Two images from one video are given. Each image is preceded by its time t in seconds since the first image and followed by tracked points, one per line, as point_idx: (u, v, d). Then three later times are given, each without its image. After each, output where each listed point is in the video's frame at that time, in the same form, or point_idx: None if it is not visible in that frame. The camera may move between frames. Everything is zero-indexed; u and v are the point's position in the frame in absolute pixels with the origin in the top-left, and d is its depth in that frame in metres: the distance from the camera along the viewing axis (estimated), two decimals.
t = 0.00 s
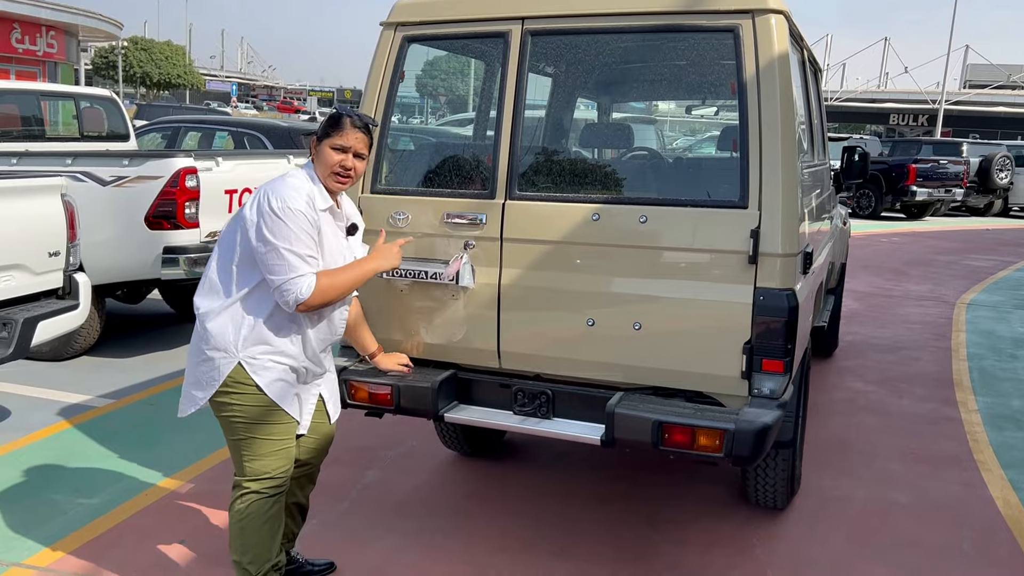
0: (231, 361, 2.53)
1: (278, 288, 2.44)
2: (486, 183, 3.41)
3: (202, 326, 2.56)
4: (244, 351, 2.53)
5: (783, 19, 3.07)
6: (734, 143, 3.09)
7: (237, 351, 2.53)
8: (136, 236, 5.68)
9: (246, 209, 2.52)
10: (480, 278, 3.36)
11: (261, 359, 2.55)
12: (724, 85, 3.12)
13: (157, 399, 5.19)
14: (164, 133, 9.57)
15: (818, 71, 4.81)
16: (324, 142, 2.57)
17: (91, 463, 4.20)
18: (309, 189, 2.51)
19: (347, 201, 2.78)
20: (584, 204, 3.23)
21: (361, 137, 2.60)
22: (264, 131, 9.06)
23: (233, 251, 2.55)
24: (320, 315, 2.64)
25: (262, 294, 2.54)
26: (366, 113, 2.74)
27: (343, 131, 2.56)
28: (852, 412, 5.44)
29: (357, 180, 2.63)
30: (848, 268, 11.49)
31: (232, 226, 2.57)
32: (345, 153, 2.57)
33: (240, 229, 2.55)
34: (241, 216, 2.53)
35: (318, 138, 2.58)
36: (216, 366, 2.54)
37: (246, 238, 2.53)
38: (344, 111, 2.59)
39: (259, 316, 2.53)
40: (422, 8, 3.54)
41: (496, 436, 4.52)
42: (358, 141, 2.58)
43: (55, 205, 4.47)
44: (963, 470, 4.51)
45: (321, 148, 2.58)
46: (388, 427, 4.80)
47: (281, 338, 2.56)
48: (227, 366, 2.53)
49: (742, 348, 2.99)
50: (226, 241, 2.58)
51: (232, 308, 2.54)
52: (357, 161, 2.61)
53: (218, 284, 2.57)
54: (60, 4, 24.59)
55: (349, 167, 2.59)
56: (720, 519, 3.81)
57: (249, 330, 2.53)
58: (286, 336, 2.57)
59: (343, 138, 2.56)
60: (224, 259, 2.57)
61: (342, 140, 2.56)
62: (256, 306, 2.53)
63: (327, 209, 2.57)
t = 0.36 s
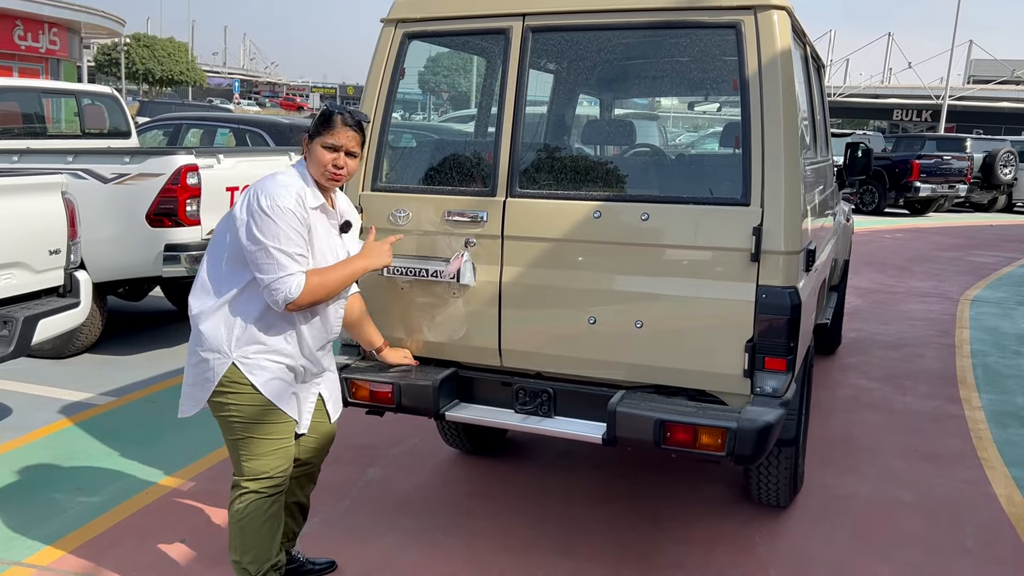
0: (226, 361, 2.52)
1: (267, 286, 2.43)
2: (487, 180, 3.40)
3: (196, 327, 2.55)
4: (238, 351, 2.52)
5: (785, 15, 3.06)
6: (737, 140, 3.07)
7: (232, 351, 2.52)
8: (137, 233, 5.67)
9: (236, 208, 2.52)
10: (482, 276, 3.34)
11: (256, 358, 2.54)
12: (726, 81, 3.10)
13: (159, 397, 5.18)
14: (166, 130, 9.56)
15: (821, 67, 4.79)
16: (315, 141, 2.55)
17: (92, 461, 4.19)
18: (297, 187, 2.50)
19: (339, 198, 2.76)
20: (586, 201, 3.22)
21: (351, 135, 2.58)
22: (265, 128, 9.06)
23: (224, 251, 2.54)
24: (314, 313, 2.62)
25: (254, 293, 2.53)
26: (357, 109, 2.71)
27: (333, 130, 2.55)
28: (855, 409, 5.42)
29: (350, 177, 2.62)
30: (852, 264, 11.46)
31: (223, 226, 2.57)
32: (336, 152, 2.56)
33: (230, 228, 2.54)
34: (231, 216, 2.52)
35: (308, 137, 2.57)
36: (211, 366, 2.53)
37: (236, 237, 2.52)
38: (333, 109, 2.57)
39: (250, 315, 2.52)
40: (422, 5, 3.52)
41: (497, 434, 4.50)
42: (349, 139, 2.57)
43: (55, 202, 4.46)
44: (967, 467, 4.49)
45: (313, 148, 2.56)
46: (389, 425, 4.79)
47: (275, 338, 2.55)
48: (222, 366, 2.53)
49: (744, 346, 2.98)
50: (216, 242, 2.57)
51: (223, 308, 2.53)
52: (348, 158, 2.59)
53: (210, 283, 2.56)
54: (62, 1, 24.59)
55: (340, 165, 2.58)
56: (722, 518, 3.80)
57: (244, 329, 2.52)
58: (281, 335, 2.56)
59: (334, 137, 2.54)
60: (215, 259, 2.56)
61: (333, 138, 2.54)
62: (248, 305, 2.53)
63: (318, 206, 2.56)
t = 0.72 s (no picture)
0: (228, 361, 2.52)
1: (271, 284, 2.43)
2: (489, 176, 3.39)
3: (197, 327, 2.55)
4: (240, 351, 2.52)
5: (789, 11, 3.05)
6: (740, 136, 3.06)
7: (234, 351, 2.52)
8: (140, 231, 5.67)
9: (234, 207, 2.51)
10: (484, 273, 3.34)
11: (259, 358, 2.53)
12: (729, 77, 3.09)
13: (162, 395, 5.19)
14: (169, 128, 9.57)
15: (824, 63, 4.77)
16: (331, 148, 2.52)
17: (96, 459, 4.20)
18: (296, 184, 2.50)
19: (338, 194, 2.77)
20: (588, 198, 3.21)
21: (364, 142, 2.58)
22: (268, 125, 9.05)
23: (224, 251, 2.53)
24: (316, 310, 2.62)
25: (255, 291, 2.52)
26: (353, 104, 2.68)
27: (350, 138, 2.53)
28: (859, 405, 5.41)
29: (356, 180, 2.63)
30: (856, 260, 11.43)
31: (221, 225, 2.55)
32: (350, 160, 2.56)
33: (229, 226, 2.53)
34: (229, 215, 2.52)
35: (321, 141, 2.52)
36: (212, 366, 2.53)
37: (235, 236, 2.51)
38: (346, 113, 2.54)
39: (252, 313, 2.52)
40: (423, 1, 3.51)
41: (501, 432, 4.50)
42: (363, 147, 2.57)
43: (58, 201, 4.46)
44: (971, 464, 4.47)
45: (327, 153, 2.53)
46: (393, 423, 4.79)
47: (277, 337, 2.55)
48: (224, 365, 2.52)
49: (748, 343, 2.97)
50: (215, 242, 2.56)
51: (224, 307, 2.53)
52: (359, 164, 2.60)
53: (209, 283, 2.55)
54: None
55: (352, 171, 2.58)
56: (726, 515, 3.79)
57: (246, 329, 2.52)
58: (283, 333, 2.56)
59: (350, 145, 2.53)
60: (212, 258, 2.55)
61: (349, 147, 2.53)
62: (249, 304, 2.52)
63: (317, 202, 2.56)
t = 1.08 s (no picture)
0: (231, 360, 2.52)
1: (281, 283, 2.43)
2: (491, 174, 3.38)
3: (201, 328, 2.55)
4: (244, 350, 2.52)
5: (791, 6, 3.04)
6: (743, 132, 3.05)
7: (237, 351, 2.52)
8: (144, 230, 5.68)
9: (237, 205, 2.51)
10: (487, 271, 3.33)
11: (263, 357, 2.53)
12: (731, 73, 3.07)
13: (167, 393, 5.20)
14: (174, 126, 9.59)
15: (829, 58, 4.75)
16: (330, 144, 2.52)
17: (101, 457, 4.21)
18: (300, 182, 2.49)
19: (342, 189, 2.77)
20: (591, 195, 3.20)
21: (363, 138, 2.57)
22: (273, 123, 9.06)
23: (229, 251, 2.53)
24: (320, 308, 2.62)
25: (260, 290, 2.53)
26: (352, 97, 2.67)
27: (349, 135, 2.52)
28: (865, 402, 5.39)
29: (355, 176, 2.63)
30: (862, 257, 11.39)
31: (224, 225, 2.55)
32: (349, 156, 2.55)
33: (233, 226, 2.53)
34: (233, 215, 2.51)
35: (320, 138, 2.52)
36: (216, 366, 2.53)
37: (240, 236, 2.51)
38: (344, 108, 2.53)
39: (257, 313, 2.52)
40: None
41: (505, 429, 4.50)
42: (361, 143, 2.57)
43: (62, 200, 4.47)
44: (977, 461, 4.46)
45: (326, 150, 2.53)
46: (397, 420, 4.79)
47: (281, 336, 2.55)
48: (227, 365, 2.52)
49: (751, 340, 2.96)
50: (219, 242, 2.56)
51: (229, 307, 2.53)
52: (357, 160, 2.60)
53: (213, 284, 2.55)
54: None
55: (351, 167, 2.58)
56: (730, 512, 3.78)
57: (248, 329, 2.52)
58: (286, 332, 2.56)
59: (349, 142, 2.53)
60: (216, 258, 2.55)
61: (347, 143, 2.53)
62: (254, 304, 2.53)
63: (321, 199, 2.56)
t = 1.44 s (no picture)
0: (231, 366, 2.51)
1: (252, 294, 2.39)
2: (491, 171, 3.37)
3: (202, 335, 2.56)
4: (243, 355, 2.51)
5: None
6: (745, 127, 3.02)
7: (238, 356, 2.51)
8: (147, 228, 5.68)
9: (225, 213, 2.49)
10: (486, 268, 3.32)
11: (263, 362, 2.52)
12: (731, 69, 3.05)
13: (171, 391, 5.20)
14: (178, 125, 9.58)
15: (834, 53, 4.71)
16: (315, 140, 2.50)
17: (104, 456, 4.21)
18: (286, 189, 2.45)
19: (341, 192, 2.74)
20: (591, 191, 3.18)
21: (351, 134, 2.53)
22: (277, 121, 9.05)
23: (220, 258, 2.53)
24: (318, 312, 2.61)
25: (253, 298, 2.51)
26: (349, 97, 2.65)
27: (333, 129, 2.49)
28: (871, 399, 5.35)
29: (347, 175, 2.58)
30: (870, 252, 11.32)
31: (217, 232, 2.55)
32: (335, 151, 2.51)
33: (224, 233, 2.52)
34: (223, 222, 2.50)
35: (306, 134, 2.50)
36: (217, 372, 2.53)
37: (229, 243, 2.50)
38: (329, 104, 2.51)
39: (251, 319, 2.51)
40: None
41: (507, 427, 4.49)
42: (349, 138, 2.53)
43: (64, 198, 4.47)
44: (984, 458, 4.42)
45: (312, 146, 2.50)
46: (400, 419, 4.78)
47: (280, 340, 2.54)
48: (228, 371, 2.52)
49: (752, 337, 2.93)
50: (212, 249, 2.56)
51: (221, 316, 2.55)
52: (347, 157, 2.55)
53: (209, 291, 2.56)
54: None
55: (340, 164, 2.53)
56: (734, 510, 3.76)
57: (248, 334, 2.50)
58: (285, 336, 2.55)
59: (334, 136, 2.49)
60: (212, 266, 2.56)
61: (333, 138, 2.50)
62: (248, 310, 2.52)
63: (308, 205, 2.50)
